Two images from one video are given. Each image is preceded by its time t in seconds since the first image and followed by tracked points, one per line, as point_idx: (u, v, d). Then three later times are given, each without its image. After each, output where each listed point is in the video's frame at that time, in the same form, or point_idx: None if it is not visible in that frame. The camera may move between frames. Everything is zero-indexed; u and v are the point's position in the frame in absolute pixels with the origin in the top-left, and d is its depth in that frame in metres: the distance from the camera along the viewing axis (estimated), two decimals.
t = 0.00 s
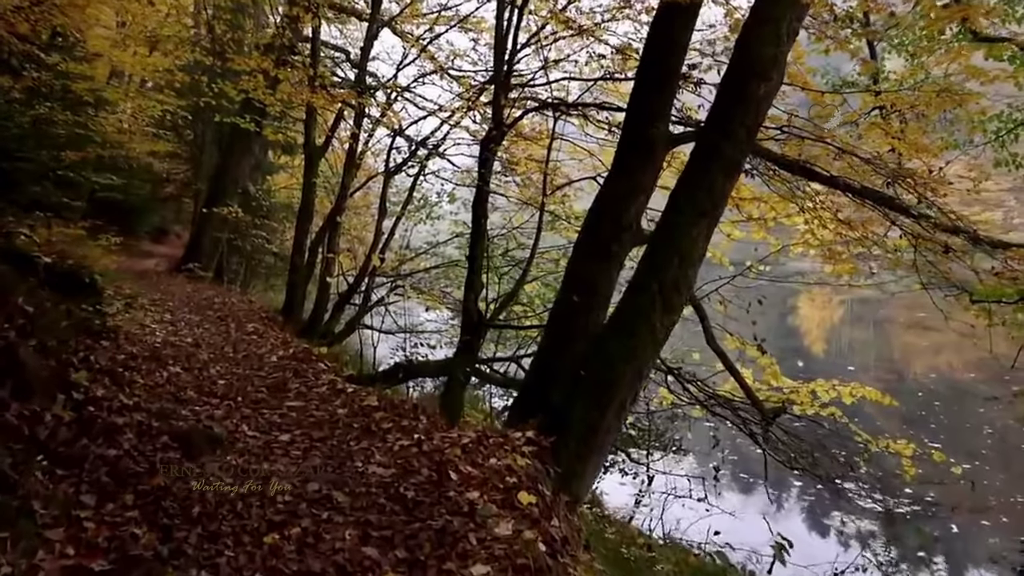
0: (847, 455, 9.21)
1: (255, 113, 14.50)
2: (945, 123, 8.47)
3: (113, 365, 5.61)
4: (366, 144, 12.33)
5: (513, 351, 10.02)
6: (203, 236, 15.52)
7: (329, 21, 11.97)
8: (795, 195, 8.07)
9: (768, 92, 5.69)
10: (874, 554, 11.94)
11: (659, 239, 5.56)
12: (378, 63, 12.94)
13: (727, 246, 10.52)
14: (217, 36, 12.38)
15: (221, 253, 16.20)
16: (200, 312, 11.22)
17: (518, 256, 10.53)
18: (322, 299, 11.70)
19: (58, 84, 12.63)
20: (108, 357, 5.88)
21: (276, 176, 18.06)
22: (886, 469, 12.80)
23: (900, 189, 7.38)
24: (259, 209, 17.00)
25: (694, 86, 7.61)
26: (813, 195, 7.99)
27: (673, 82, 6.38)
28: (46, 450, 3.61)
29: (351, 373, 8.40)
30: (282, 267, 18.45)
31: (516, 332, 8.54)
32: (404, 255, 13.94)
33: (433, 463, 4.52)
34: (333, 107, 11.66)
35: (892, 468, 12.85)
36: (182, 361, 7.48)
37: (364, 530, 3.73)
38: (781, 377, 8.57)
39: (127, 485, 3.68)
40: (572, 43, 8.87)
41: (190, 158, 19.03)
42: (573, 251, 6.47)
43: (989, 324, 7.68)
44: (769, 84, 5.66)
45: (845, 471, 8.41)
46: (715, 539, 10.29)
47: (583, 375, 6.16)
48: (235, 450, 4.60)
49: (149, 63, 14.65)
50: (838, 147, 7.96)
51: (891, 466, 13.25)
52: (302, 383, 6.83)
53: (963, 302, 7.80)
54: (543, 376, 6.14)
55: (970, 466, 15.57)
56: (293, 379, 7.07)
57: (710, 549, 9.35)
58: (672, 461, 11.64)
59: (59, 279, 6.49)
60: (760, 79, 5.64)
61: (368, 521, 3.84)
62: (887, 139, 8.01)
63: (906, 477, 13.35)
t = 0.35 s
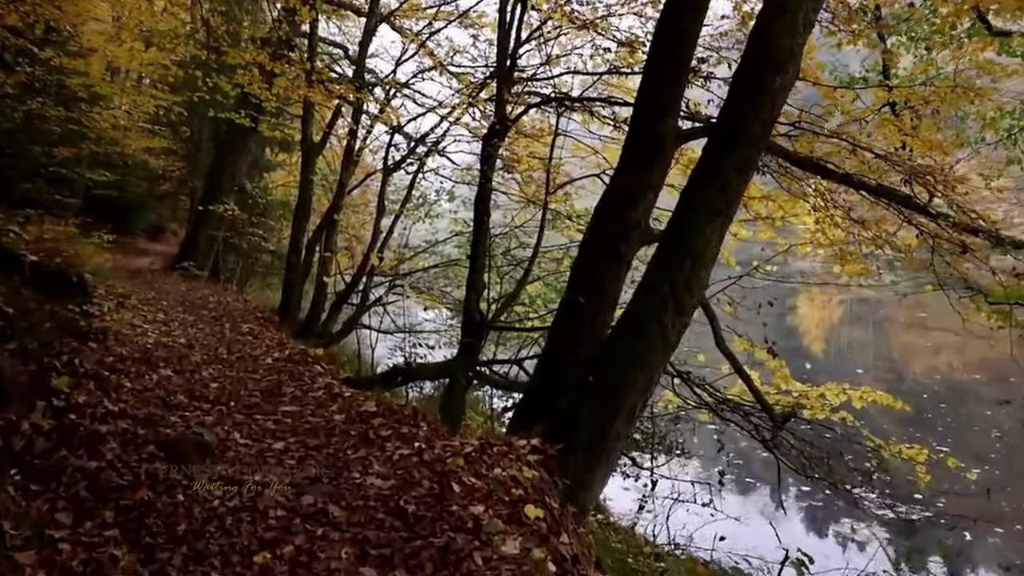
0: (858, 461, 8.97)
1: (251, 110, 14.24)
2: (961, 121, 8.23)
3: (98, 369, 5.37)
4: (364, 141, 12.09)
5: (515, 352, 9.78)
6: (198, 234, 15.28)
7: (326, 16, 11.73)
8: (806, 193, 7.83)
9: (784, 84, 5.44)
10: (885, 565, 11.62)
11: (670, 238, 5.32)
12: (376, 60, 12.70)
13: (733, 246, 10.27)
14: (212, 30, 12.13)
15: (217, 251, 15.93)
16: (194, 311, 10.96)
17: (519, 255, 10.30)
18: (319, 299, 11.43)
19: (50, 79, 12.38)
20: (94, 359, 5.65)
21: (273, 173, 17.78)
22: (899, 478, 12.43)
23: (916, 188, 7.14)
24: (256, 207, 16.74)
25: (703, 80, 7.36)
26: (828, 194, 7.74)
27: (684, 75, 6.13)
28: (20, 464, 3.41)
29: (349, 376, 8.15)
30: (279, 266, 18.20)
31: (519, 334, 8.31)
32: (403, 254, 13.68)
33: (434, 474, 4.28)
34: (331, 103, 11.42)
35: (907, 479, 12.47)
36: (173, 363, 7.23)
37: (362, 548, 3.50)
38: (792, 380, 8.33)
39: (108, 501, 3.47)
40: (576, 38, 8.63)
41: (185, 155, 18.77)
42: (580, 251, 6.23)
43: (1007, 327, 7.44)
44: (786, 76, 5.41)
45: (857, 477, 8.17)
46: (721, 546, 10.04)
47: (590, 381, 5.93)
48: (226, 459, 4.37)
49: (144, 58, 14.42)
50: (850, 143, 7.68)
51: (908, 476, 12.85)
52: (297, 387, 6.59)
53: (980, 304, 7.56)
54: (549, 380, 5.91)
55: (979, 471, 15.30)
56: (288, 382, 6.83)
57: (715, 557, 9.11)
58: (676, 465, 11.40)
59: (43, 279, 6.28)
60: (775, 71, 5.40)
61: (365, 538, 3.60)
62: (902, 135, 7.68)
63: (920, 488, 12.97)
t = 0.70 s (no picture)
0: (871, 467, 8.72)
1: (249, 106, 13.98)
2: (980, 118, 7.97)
3: (86, 373, 5.13)
4: (362, 138, 11.83)
5: (518, 353, 9.52)
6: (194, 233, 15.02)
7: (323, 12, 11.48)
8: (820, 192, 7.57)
9: (805, 76, 5.18)
10: None
11: (685, 238, 5.08)
12: (376, 55, 12.44)
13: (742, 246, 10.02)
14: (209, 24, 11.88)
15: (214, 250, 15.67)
16: (189, 311, 10.69)
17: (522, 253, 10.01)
18: (317, 298, 11.17)
19: (45, 74, 12.13)
20: (82, 363, 5.41)
21: (271, 171, 17.49)
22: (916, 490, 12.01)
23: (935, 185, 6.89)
24: (253, 205, 16.48)
25: (717, 74, 7.08)
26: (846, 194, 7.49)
27: (698, 67, 5.87)
28: None
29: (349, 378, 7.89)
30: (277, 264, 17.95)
31: (524, 335, 8.05)
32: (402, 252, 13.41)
33: (439, 487, 4.04)
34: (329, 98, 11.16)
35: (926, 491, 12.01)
36: (166, 365, 6.98)
37: (363, 569, 3.25)
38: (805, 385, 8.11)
39: (88, 519, 3.27)
40: (581, 32, 8.40)
41: (183, 152, 18.37)
42: (589, 251, 5.99)
43: None
44: (807, 68, 5.15)
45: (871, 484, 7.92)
46: (728, 553, 9.79)
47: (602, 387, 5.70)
48: (219, 469, 4.12)
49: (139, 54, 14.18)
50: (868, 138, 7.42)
51: (928, 487, 12.37)
52: (294, 390, 6.34)
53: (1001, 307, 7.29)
54: (558, 386, 5.67)
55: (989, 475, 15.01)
56: (286, 385, 6.59)
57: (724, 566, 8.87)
58: (682, 469, 11.15)
59: (32, 279, 6.15)
60: (796, 63, 5.13)
61: (367, 557, 3.35)
62: (919, 132, 7.32)
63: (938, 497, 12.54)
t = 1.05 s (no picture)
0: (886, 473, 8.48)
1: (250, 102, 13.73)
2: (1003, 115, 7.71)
3: (74, 377, 4.89)
4: (363, 135, 11.60)
5: (524, 356, 9.27)
6: (193, 230, 14.76)
7: (324, 6, 11.24)
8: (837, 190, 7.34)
9: (830, 69, 4.96)
10: None
11: (704, 238, 4.85)
12: (376, 51, 12.20)
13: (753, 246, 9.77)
14: (208, 17, 11.61)
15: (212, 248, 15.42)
16: (187, 310, 10.45)
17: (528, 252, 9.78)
18: (317, 298, 10.92)
19: (42, 68, 11.88)
20: (72, 367, 5.17)
21: (271, 168, 17.22)
22: (932, 497, 11.70)
23: (958, 183, 6.65)
24: (252, 201, 16.23)
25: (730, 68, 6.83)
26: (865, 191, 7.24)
27: (714, 61, 5.64)
28: None
29: (350, 381, 7.66)
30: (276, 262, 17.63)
31: (530, 337, 7.82)
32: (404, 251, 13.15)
33: (448, 502, 3.81)
34: (330, 93, 10.91)
35: (942, 498, 11.70)
36: (161, 367, 6.74)
37: None
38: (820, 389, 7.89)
39: (71, 540, 3.05)
40: (589, 25, 8.17)
41: (182, 150, 17.81)
42: (600, 251, 5.78)
43: None
44: (832, 61, 4.92)
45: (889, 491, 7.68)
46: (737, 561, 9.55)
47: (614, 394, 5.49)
48: (214, 481, 3.89)
49: (138, 49, 13.95)
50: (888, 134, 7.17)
51: (941, 494, 12.12)
52: (294, 394, 6.11)
53: None
54: (568, 392, 5.45)
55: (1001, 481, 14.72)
56: (284, 389, 6.34)
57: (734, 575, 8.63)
58: (690, 475, 10.91)
59: (20, 278, 5.87)
60: (820, 55, 4.91)
61: None
62: (939, 130, 7.03)
63: (953, 504, 12.25)
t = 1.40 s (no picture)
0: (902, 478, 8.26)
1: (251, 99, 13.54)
2: None
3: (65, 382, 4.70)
4: (365, 132, 11.43)
5: (531, 357, 9.07)
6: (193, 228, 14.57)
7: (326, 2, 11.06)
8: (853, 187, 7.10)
9: (853, 61, 4.75)
10: None
11: (722, 237, 4.65)
12: (378, 48, 12.02)
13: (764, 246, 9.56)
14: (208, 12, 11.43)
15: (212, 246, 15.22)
16: (186, 310, 10.26)
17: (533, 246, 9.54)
18: (319, 298, 10.72)
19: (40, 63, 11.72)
20: (64, 370, 4.98)
21: (272, 166, 17.02)
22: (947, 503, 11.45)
23: (981, 181, 6.44)
24: (253, 200, 16.03)
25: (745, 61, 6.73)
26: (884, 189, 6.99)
27: (730, 53, 5.42)
28: None
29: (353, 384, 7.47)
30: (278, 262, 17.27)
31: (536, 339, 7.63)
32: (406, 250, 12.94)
33: (456, 515, 3.62)
34: (332, 90, 10.72)
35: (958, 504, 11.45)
36: (158, 370, 6.55)
37: None
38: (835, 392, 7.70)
39: (56, 560, 2.87)
40: (598, 20, 7.97)
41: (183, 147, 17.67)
42: (611, 252, 5.57)
43: None
44: (855, 53, 4.70)
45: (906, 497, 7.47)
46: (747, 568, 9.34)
47: (628, 402, 5.29)
48: (210, 492, 3.70)
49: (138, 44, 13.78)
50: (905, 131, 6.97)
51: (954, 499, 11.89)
52: (294, 398, 5.91)
53: None
54: (580, 398, 5.25)
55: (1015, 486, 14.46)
56: (285, 393, 6.14)
57: None
58: (698, 479, 10.70)
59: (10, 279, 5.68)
60: (843, 47, 4.70)
61: None
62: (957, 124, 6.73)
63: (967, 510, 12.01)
